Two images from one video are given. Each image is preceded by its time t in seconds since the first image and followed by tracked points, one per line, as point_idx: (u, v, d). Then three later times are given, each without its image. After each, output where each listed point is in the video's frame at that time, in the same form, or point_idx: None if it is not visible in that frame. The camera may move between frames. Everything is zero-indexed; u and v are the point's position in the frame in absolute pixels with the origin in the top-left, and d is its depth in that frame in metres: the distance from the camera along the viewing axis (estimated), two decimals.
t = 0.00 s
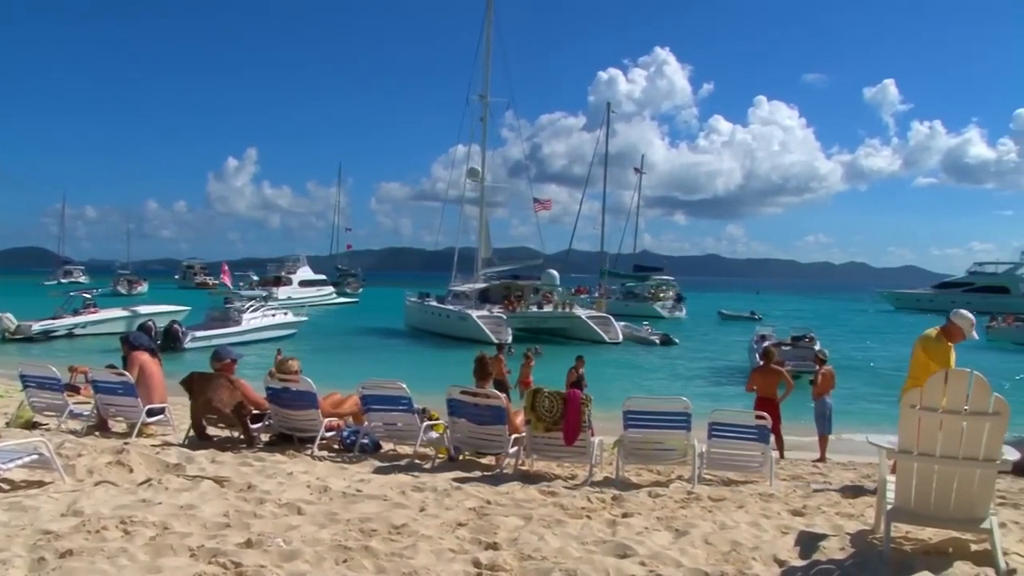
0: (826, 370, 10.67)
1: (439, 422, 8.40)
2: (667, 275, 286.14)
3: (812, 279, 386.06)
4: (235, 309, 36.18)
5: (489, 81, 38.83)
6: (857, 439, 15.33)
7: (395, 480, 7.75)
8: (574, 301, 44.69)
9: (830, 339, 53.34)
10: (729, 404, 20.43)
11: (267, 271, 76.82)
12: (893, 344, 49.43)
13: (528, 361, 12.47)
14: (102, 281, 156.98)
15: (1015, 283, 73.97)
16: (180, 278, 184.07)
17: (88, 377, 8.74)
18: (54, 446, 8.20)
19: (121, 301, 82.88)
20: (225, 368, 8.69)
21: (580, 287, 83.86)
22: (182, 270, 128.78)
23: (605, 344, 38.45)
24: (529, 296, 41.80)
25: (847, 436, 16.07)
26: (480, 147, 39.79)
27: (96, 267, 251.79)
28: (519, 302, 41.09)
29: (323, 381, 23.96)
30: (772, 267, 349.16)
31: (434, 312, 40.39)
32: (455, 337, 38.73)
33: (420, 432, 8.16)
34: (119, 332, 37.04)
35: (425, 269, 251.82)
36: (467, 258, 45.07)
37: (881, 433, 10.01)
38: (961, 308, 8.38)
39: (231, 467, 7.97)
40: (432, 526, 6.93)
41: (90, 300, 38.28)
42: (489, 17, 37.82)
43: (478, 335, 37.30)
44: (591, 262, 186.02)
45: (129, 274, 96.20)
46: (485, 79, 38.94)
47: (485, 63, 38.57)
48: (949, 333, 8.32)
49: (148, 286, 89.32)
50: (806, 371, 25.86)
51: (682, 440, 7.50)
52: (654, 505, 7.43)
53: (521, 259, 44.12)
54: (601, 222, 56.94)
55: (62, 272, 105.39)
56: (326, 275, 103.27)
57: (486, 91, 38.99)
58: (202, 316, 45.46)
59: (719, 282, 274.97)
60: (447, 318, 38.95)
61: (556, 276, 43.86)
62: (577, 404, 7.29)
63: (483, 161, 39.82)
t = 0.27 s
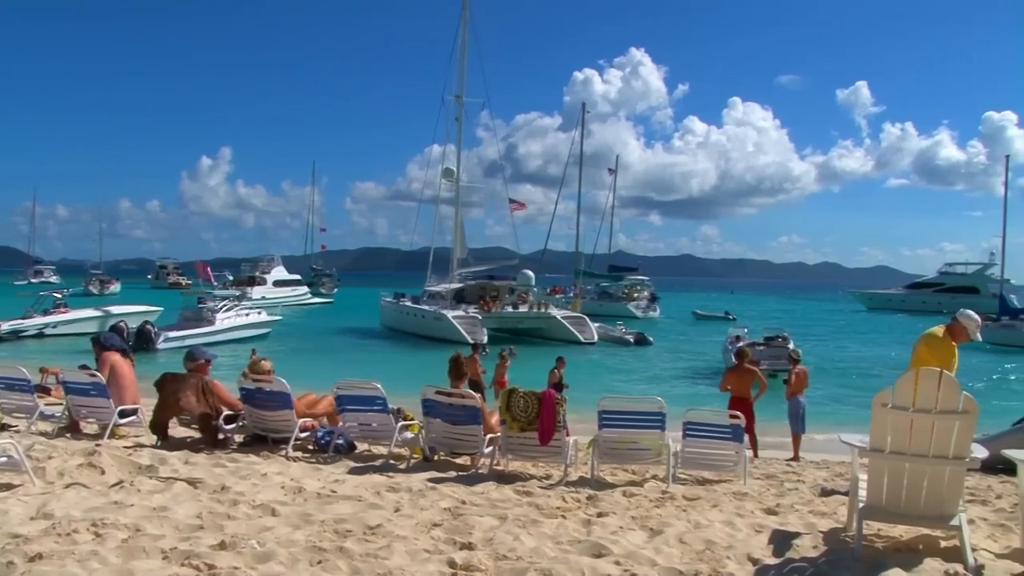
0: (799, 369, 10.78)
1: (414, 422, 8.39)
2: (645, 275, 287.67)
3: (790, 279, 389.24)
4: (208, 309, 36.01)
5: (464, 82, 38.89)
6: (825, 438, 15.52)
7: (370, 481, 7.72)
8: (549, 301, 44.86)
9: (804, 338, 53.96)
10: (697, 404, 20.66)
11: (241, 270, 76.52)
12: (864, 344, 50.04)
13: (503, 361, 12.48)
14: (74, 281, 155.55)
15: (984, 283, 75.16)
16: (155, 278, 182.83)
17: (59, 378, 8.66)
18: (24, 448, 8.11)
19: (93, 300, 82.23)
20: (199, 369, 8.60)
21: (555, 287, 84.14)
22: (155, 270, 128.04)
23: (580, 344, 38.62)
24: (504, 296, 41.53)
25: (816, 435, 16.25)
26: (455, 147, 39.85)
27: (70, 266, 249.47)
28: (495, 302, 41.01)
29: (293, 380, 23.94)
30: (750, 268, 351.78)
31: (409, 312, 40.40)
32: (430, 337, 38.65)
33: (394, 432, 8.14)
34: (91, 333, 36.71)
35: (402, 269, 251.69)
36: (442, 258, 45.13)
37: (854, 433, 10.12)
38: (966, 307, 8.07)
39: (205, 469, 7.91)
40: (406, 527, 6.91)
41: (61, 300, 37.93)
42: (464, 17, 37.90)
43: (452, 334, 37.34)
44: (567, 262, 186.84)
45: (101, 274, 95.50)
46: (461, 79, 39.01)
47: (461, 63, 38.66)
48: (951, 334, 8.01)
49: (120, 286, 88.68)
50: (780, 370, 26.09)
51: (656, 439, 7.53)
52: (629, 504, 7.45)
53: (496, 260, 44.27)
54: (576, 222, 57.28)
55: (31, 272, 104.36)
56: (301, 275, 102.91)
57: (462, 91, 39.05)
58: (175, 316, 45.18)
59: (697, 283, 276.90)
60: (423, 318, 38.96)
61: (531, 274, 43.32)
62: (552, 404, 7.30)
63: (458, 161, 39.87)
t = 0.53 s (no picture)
0: (773, 369, 10.88)
1: (388, 423, 8.37)
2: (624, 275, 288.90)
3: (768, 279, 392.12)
4: (182, 309, 35.77)
5: (440, 82, 38.91)
6: (793, 437, 15.70)
7: (344, 482, 7.70)
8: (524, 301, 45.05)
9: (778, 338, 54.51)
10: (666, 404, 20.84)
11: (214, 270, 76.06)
12: (835, 343, 50.70)
13: (478, 361, 12.47)
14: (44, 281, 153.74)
15: (954, 283, 76.28)
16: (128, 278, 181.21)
17: (29, 379, 8.58)
18: None
19: (63, 300, 81.32)
20: (172, 370, 8.54)
21: (531, 287, 84.38)
22: (127, 270, 126.89)
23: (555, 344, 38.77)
24: (479, 297, 41.68)
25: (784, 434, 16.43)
26: (430, 147, 39.87)
27: (43, 266, 246.61)
28: (470, 302, 41.05)
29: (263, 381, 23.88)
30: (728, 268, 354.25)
31: (384, 312, 40.34)
32: (406, 337, 38.66)
33: (369, 432, 8.13)
34: (62, 333, 36.33)
35: (380, 269, 251.26)
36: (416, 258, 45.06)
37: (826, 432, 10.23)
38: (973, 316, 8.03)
39: (177, 470, 7.86)
40: (381, 528, 6.90)
41: (30, 300, 37.47)
42: (440, 18, 37.93)
43: (428, 335, 37.36)
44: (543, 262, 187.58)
45: (71, 274, 94.47)
46: (436, 79, 39.02)
47: (436, 64, 38.70)
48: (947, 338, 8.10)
49: (91, 286, 87.77)
50: (754, 371, 26.31)
51: (631, 439, 7.56)
52: (604, 504, 7.47)
53: (471, 261, 44.37)
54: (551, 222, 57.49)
55: None
56: (274, 275, 102.43)
57: (437, 91, 39.06)
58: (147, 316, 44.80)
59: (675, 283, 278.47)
60: (398, 318, 38.91)
61: (506, 275, 43.56)
62: (527, 404, 7.32)
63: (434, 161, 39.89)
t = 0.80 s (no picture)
0: (747, 369, 10.95)
1: (362, 424, 8.36)
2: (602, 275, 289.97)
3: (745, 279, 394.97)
4: (153, 309, 35.51)
5: (414, 81, 38.88)
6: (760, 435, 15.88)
7: (317, 483, 7.66)
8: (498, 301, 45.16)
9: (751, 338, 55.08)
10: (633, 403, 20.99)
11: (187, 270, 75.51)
12: (804, 343, 51.36)
13: (452, 362, 12.45)
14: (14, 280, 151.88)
15: (924, 283, 77.43)
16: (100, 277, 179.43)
17: None
18: None
19: (32, 301, 80.36)
20: (143, 371, 8.43)
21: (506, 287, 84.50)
22: (97, 270, 125.69)
23: (530, 344, 38.92)
24: (453, 297, 41.89)
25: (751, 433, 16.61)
26: (405, 147, 39.83)
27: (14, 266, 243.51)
28: (444, 302, 41.19)
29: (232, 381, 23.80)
30: (705, 268, 356.76)
31: (358, 313, 40.21)
32: (379, 338, 38.62)
33: (342, 433, 8.13)
34: (31, 333, 35.90)
35: (357, 268, 250.73)
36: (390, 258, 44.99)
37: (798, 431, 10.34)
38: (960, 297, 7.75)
39: (149, 472, 7.79)
40: (354, 528, 6.87)
41: None
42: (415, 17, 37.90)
43: (402, 336, 37.37)
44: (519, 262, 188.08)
45: (40, 274, 93.37)
46: (411, 79, 38.99)
47: (411, 63, 38.67)
48: (936, 325, 7.73)
49: (61, 286, 86.78)
50: (727, 370, 26.53)
51: (604, 439, 7.60)
52: (577, 503, 7.48)
53: (445, 261, 44.46)
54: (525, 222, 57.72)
55: None
56: (248, 275, 101.93)
57: (412, 90, 39.02)
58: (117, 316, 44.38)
59: (653, 283, 279.99)
60: (372, 319, 38.83)
61: (480, 276, 43.91)
62: (500, 403, 7.36)
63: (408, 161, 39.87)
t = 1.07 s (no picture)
0: (718, 369, 11.03)
1: (334, 424, 8.34)
2: (579, 275, 290.98)
3: (721, 279, 397.87)
4: (122, 310, 35.18)
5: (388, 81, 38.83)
6: (724, 434, 16.06)
7: (289, 484, 7.62)
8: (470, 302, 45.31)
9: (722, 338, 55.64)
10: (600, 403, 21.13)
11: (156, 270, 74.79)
12: (774, 342, 51.97)
13: (424, 362, 12.42)
14: None
15: (892, 283, 78.61)
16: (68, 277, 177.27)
17: None
18: None
19: None
20: (112, 372, 8.36)
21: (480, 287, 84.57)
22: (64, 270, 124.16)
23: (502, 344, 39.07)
24: (425, 298, 42.07)
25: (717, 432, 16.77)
26: (378, 147, 39.78)
27: None
28: (417, 302, 41.40)
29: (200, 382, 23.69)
30: (681, 268, 359.15)
31: (330, 313, 40.04)
32: (351, 338, 38.59)
33: (314, 433, 8.11)
34: None
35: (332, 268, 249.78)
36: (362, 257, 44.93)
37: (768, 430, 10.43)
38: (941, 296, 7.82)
39: (118, 474, 7.71)
40: (326, 530, 6.83)
41: None
42: (388, 16, 37.89)
43: (374, 336, 37.32)
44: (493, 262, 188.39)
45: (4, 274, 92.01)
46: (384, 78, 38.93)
47: (384, 63, 38.64)
48: (928, 324, 7.71)
49: (26, 286, 85.59)
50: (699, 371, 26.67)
51: (576, 439, 7.62)
52: (550, 503, 7.49)
53: (418, 261, 44.57)
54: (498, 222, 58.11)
55: None
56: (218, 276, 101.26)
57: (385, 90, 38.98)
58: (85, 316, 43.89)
59: (629, 283, 281.42)
60: (344, 319, 38.70)
61: (452, 276, 44.07)
62: (472, 403, 7.41)
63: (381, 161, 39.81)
